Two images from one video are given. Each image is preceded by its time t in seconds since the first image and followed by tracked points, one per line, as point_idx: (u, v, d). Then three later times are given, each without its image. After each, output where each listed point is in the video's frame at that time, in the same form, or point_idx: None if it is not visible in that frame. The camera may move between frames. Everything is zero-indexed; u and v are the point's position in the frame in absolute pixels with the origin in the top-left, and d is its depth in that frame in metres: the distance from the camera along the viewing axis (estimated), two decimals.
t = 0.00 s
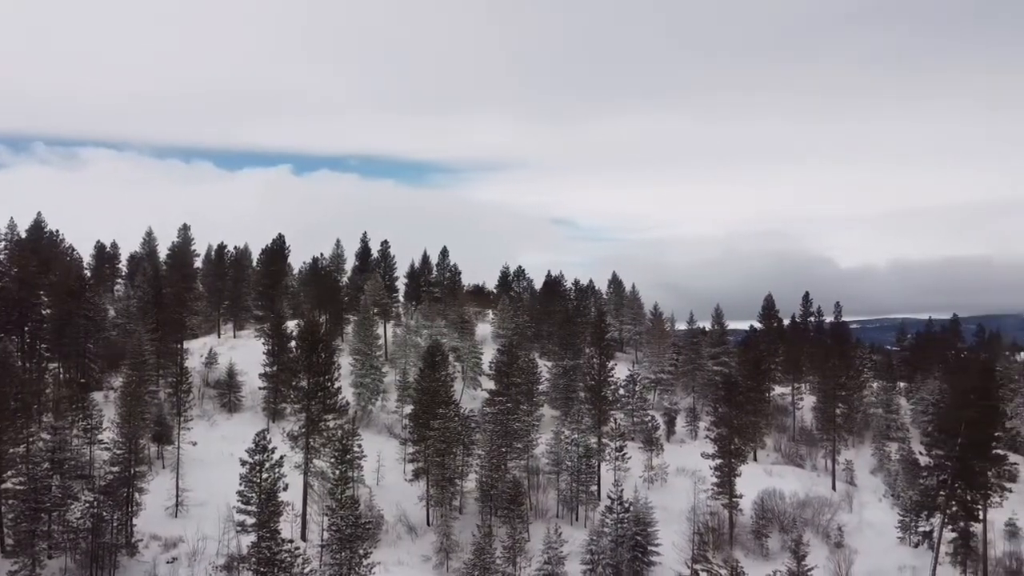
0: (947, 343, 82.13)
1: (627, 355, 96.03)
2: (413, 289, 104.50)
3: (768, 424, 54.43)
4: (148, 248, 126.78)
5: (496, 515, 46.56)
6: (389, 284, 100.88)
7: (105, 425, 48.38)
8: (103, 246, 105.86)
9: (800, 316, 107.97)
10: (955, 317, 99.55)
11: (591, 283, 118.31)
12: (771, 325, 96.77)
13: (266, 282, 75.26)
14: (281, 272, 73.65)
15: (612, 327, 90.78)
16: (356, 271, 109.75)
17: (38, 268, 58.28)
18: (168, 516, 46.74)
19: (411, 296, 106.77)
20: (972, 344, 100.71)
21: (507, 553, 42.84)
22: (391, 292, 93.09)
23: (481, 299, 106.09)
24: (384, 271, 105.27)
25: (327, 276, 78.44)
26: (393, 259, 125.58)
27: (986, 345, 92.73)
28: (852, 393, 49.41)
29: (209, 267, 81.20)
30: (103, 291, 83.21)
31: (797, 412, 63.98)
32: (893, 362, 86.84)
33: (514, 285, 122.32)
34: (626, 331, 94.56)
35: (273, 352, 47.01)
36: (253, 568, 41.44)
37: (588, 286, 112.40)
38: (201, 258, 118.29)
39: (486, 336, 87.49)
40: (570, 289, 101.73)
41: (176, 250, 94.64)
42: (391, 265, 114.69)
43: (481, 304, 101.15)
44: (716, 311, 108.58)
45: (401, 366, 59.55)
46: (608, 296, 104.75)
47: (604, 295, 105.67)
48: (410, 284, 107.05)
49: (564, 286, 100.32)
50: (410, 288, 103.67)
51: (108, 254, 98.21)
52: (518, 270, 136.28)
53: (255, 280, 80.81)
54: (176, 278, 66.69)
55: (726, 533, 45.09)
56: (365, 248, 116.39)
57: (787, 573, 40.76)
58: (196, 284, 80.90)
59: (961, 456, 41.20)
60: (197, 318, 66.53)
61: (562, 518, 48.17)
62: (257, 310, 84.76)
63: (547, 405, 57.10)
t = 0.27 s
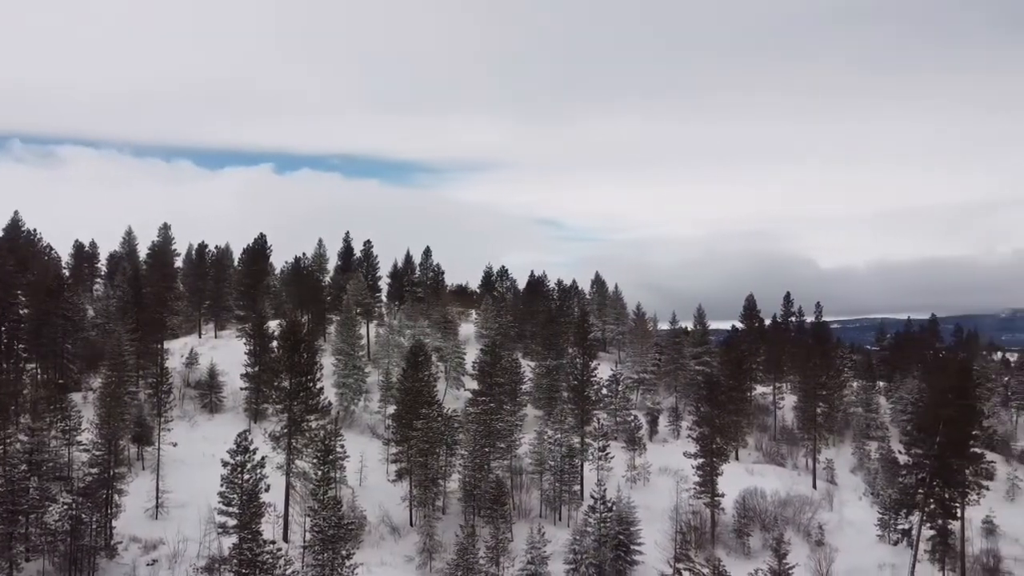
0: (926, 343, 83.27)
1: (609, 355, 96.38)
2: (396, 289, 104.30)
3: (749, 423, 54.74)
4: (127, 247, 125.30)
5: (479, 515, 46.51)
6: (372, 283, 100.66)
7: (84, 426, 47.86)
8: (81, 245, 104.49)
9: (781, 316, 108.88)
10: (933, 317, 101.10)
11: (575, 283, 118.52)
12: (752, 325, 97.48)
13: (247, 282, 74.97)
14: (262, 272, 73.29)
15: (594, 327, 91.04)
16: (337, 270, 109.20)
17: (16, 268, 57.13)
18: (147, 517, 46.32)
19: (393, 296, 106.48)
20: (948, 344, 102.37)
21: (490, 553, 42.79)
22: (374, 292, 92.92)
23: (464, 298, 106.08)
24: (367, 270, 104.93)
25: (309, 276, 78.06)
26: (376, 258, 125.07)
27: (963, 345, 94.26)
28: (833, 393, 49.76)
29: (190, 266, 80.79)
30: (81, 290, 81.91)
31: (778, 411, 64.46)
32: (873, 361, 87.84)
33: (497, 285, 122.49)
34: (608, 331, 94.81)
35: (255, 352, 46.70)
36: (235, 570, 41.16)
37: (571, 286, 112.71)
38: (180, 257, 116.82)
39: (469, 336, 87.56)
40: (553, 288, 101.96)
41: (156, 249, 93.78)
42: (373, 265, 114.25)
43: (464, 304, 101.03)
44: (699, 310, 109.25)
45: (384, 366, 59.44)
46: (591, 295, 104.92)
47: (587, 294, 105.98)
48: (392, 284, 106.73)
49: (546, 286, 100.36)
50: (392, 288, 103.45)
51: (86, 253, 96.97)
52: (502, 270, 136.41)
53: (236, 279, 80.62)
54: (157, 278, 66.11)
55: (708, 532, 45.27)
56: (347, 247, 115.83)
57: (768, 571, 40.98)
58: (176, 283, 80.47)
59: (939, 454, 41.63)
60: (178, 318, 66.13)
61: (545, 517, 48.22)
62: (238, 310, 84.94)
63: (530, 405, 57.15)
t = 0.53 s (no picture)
0: (904, 342, 84.46)
1: (592, 355, 96.71)
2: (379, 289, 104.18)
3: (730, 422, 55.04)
4: (106, 246, 123.81)
5: (462, 515, 46.48)
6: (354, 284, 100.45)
7: (62, 428, 47.26)
8: (58, 244, 102.94)
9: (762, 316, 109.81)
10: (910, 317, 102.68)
11: (558, 283, 118.74)
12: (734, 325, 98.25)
13: (228, 281, 74.77)
14: (243, 272, 73.03)
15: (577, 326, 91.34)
16: (319, 271, 108.60)
17: None
18: (126, 519, 45.84)
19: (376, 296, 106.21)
20: (925, 343, 104.04)
21: (473, 553, 42.76)
22: (357, 292, 92.80)
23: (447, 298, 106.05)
24: (350, 270, 104.68)
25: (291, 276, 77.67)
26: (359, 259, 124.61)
27: (939, 344, 95.79)
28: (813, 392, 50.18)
29: (169, 266, 80.52)
30: (58, 290, 80.59)
31: (759, 411, 64.95)
32: (852, 361, 88.87)
33: (480, 285, 122.61)
34: (590, 331, 95.08)
35: (236, 352, 46.36)
36: (215, 572, 40.84)
37: (555, 286, 113.08)
38: (160, 256, 115.36)
39: (452, 336, 87.63)
40: (536, 288, 102.23)
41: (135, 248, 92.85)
42: (355, 265, 113.83)
43: (447, 304, 100.85)
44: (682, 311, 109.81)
45: (366, 366, 59.28)
46: (573, 296, 105.10)
47: (570, 295, 106.31)
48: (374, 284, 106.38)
49: (529, 286, 100.44)
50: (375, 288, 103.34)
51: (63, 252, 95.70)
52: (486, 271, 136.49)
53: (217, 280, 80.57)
54: (137, 277, 65.46)
55: (689, 531, 45.49)
56: (329, 247, 115.21)
57: (748, 569, 41.21)
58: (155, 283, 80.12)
59: (917, 453, 42.08)
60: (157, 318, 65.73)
61: (527, 517, 48.27)
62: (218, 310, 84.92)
63: (513, 405, 57.20)
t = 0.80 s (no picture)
0: (884, 342, 85.50)
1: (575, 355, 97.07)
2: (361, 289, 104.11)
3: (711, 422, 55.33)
4: (84, 245, 122.17)
5: (444, 515, 46.42)
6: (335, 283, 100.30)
7: (39, 429, 46.64)
8: (35, 243, 101.44)
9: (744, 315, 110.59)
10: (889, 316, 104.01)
11: (542, 283, 119.21)
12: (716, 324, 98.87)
13: (210, 280, 74.72)
14: (224, 271, 73.26)
15: (560, 326, 91.64)
16: (301, 270, 107.99)
17: None
18: (105, 521, 45.34)
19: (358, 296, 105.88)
20: (903, 343, 105.52)
21: (455, 553, 42.69)
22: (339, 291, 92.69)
23: (430, 298, 105.96)
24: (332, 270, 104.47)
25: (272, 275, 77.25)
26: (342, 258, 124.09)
27: (917, 344, 97.13)
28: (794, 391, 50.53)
29: (149, 265, 80.56)
30: (36, 291, 79.41)
31: (740, 410, 65.42)
32: (832, 360, 89.77)
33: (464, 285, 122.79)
34: (573, 330, 95.32)
35: (216, 352, 46.04)
36: (195, 574, 40.52)
37: (538, 286, 113.48)
38: (140, 256, 113.79)
39: (435, 336, 87.61)
40: (520, 289, 102.51)
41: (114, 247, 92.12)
42: (338, 265, 113.34)
43: (430, 304, 100.54)
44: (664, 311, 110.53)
45: (349, 366, 59.07)
46: (556, 296, 105.10)
47: (553, 295, 106.73)
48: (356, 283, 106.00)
49: (512, 286, 100.45)
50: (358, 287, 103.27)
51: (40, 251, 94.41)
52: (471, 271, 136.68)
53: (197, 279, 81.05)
54: (117, 276, 64.83)
55: (671, 530, 45.66)
56: (312, 247, 114.94)
57: (729, 568, 41.41)
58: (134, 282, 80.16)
59: (896, 451, 42.45)
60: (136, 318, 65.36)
61: (510, 517, 48.30)
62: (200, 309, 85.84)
63: (496, 404, 57.24)
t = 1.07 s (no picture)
0: (863, 341, 86.57)
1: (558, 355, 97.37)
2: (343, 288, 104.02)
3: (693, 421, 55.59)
4: (61, 244, 120.66)
5: (428, 515, 46.32)
6: (317, 283, 100.17)
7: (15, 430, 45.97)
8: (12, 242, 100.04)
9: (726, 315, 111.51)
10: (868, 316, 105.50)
11: (526, 283, 119.56)
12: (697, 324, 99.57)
13: (191, 280, 74.66)
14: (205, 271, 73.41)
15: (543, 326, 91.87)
16: (284, 270, 107.44)
17: None
18: (83, 523, 44.79)
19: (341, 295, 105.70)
20: (882, 342, 106.86)
21: (438, 553, 42.59)
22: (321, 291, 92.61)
23: (413, 298, 106.02)
24: (315, 269, 104.30)
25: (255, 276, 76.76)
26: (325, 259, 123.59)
27: (896, 344, 98.45)
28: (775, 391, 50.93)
29: (129, 265, 80.40)
30: (14, 291, 78.10)
31: (722, 410, 65.83)
32: (813, 360, 90.69)
33: (446, 285, 122.79)
34: (556, 330, 95.69)
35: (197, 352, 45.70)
36: None
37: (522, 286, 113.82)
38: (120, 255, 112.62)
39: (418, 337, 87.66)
40: (504, 289, 102.73)
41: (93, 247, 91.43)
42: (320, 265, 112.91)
43: (414, 304, 100.65)
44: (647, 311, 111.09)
45: (331, 366, 58.85)
46: (540, 296, 105.41)
47: (537, 295, 107.08)
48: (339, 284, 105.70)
49: (496, 286, 100.74)
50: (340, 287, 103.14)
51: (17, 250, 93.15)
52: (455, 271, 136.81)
53: (178, 279, 81.23)
54: (97, 276, 64.17)
55: (653, 529, 45.79)
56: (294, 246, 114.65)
57: (711, 567, 41.58)
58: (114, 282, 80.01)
59: (876, 450, 42.79)
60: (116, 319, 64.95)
61: (493, 517, 48.28)
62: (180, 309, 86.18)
63: (479, 404, 57.23)
